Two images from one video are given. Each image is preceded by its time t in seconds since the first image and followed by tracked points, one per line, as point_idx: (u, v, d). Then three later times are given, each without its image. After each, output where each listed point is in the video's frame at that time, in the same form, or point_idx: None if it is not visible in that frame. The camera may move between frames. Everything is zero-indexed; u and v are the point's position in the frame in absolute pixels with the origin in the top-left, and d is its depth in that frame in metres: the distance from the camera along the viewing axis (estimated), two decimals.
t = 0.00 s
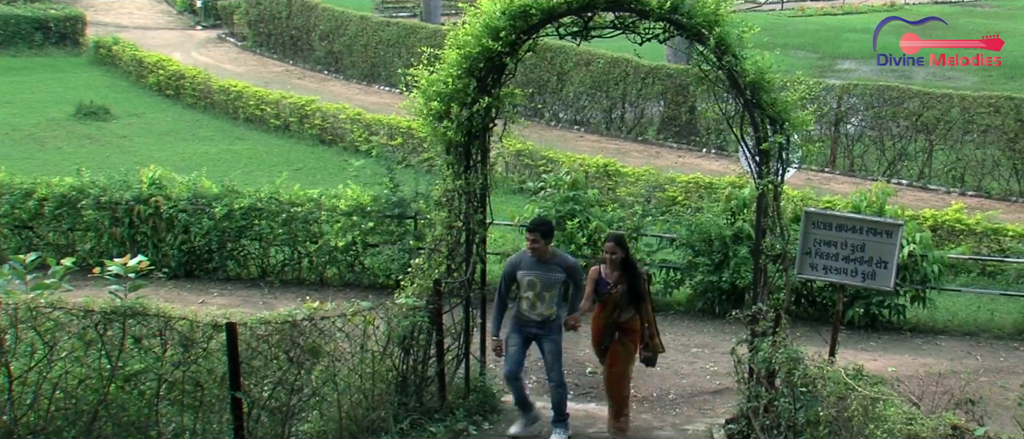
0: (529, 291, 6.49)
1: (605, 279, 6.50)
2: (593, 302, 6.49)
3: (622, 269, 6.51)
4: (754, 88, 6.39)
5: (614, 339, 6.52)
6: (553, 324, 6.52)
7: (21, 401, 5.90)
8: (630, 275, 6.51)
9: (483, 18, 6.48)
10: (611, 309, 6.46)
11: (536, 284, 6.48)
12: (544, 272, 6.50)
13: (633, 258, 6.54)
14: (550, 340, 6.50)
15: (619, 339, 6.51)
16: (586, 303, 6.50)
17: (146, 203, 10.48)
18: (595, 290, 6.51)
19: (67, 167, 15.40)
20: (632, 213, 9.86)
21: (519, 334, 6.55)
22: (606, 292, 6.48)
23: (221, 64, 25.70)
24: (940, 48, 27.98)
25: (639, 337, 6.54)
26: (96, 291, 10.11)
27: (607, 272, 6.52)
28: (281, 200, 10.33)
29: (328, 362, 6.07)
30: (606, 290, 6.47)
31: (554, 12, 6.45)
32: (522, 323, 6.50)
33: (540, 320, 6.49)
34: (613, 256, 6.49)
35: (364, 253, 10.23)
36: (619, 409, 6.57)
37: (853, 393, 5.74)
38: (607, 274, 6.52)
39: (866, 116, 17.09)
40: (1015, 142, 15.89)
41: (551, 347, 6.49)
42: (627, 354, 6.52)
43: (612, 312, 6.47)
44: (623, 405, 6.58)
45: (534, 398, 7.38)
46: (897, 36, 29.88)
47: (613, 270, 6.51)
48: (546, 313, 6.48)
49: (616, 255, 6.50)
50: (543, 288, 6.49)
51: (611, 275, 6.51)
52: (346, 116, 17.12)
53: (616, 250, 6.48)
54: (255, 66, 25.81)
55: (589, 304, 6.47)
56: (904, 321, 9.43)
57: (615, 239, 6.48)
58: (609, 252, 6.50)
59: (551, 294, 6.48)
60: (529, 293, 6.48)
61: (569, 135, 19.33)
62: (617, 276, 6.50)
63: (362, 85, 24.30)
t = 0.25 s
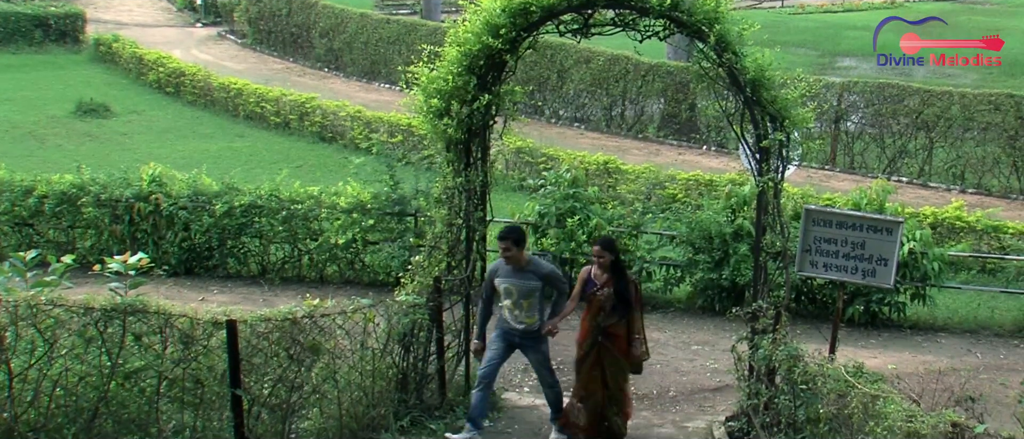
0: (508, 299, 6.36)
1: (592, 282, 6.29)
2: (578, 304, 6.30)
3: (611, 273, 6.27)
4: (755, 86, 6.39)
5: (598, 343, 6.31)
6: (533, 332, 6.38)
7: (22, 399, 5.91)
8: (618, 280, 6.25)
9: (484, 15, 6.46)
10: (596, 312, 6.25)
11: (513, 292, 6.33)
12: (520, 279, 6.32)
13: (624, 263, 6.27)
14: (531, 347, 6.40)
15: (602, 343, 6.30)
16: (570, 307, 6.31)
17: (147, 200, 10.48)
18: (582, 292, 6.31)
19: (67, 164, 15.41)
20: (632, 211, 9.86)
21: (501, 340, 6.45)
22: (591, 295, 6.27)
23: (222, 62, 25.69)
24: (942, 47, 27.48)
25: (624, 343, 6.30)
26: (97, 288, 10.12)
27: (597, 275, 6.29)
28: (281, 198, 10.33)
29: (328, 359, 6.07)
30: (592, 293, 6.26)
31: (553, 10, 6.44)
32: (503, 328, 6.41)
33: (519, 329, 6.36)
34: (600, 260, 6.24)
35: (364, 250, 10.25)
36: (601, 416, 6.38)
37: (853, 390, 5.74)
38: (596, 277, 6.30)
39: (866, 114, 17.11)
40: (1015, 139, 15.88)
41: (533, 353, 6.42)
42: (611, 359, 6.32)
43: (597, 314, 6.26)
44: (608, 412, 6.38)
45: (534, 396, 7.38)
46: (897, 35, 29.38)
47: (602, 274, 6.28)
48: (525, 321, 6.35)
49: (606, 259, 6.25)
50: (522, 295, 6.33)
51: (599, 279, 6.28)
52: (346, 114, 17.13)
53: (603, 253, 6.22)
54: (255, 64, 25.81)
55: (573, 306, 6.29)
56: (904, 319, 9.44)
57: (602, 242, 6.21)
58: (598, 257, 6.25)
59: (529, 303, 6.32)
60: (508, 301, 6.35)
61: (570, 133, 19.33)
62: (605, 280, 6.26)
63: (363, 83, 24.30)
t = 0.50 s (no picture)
0: (471, 298, 6.22)
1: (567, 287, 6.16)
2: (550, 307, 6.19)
3: (586, 279, 6.11)
4: (755, 79, 6.38)
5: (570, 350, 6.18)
6: (500, 332, 6.21)
7: (22, 392, 5.93)
8: (591, 287, 6.09)
9: (484, 8, 6.42)
10: (567, 319, 6.12)
11: (475, 291, 6.19)
12: (481, 276, 6.18)
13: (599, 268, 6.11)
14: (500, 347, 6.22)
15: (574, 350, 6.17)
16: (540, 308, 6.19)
17: (146, 194, 10.48)
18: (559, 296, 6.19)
19: (67, 157, 15.41)
20: (633, 204, 9.87)
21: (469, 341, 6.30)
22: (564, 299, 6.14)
23: (222, 55, 25.66)
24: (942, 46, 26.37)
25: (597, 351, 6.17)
26: (97, 282, 10.13)
27: (570, 281, 6.14)
28: (281, 191, 10.30)
29: (329, 353, 6.07)
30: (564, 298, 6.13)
31: (553, 3, 6.41)
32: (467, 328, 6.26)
33: (485, 328, 6.21)
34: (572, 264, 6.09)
35: (365, 243, 10.27)
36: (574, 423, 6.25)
37: (853, 383, 5.75)
38: (570, 282, 6.16)
39: (866, 107, 17.07)
40: (1016, 132, 15.86)
41: (501, 354, 6.23)
42: (585, 366, 6.20)
43: (568, 321, 6.13)
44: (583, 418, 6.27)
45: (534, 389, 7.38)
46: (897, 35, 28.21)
47: (576, 280, 6.12)
48: (490, 320, 6.19)
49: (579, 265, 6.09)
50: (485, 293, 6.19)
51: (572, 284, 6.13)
52: (346, 107, 17.13)
53: (575, 259, 6.07)
54: (255, 57, 25.79)
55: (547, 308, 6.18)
56: (904, 312, 9.44)
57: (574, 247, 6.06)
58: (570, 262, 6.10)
59: (492, 300, 6.17)
60: (471, 300, 6.21)
61: (570, 126, 19.31)
62: (578, 285, 6.11)
63: (363, 76, 24.28)
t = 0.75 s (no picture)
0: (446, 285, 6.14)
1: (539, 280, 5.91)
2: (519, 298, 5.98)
3: (558, 271, 5.85)
4: (757, 71, 6.37)
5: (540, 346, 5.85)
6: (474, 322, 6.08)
7: (25, 382, 5.91)
8: (562, 279, 5.84)
9: None
10: (541, 312, 5.81)
11: (449, 278, 6.10)
12: (456, 264, 6.09)
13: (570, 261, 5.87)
14: (467, 337, 6.05)
15: (544, 345, 5.83)
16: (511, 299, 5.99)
17: (148, 185, 10.49)
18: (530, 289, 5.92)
19: (69, 148, 15.42)
20: (635, 196, 9.91)
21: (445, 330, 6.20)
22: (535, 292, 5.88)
23: (224, 47, 25.62)
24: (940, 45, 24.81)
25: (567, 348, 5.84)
26: (100, 273, 10.13)
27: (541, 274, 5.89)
28: (283, 182, 10.33)
29: (331, 344, 6.12)
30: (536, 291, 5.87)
31: None
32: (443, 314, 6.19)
33: (457, 317, 6.10)
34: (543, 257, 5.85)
35: (367, 235, 10.26)
36: (540, 422, 5.92)
37: (855, 374, 5.75)
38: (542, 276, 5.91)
39: (869, 99, 17.08)
40: (1018, 124, 15.85)
41: (463, 342, 6.04)
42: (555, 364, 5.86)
43: (543, 315, 5.83)
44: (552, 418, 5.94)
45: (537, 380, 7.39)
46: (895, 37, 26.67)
47: (547, 273, 5.86)
48: (463, 308, 6.09)
49: (550, 257, 5.84)
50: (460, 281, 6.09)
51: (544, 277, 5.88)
52: (348, 99, 17.14)
53: (546, 251, 5.83)
54: (256, 48, 25.76)
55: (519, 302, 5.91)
56: (907, 303, 9.43)
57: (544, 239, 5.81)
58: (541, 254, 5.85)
59: (465, 289, 6.06)
60: (445, 287, 6.13)
61: (572, 117, 19.28)
62: (549, 278, 5.85)
63: (364, 67, 24.27)
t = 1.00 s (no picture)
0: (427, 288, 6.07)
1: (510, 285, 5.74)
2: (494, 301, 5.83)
3: (529, 276, 5.67)
4: (765, 62, 6.37)
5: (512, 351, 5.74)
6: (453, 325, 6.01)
7: (34, 373, 5.86)
8: (532, 284, 5.66)
9: None
10: (511, 317, 5.68)
11: (430, 281, 6.03)
12: (438, 269, 6.01)
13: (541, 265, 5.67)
14: (443, 341, 5.98)
15: (514, 351, 5.71)
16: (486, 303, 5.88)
17: (157, 176, 10.51)
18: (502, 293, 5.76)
19: (78, 139, 15.45)
20: (643, 187, 9.93)
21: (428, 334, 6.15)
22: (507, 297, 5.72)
23: (232, 38, 25.62)
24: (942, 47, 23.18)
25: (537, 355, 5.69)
26: (108, 264, 10.14)
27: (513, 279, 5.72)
28: (291, 174, 10.35)
29: (338, 335, 6.12)
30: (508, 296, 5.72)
31: None
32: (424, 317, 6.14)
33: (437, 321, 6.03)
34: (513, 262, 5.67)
35: (375, 227, 10.27)
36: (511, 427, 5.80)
37: (863, 367, 5.74)
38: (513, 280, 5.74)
39: (877, 91, 17.03)
40: None
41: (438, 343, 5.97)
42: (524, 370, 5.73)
43: (512, 320, 5.68)
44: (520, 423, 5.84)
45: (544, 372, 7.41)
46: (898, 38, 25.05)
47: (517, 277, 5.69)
48: (442, 313, 6.02)
49: (520, 262, 5.65)
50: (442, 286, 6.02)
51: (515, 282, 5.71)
52: (356, 90, 17.16)
53: (516, 257, 5.64)
54: (265, 40, 25.77)
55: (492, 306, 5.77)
56: (915, 296, 9.43)
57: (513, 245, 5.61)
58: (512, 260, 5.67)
59: (446, 296, 5.99)
60: (426, 290, 6.05)
61: (580, 109, 19.25)
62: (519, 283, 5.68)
63: (372, 59, 24.27)
